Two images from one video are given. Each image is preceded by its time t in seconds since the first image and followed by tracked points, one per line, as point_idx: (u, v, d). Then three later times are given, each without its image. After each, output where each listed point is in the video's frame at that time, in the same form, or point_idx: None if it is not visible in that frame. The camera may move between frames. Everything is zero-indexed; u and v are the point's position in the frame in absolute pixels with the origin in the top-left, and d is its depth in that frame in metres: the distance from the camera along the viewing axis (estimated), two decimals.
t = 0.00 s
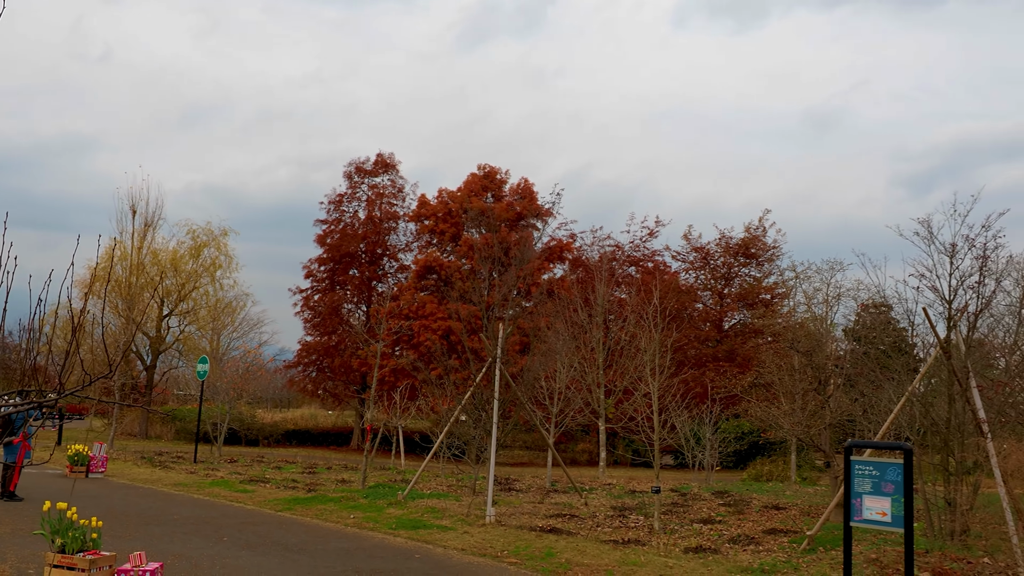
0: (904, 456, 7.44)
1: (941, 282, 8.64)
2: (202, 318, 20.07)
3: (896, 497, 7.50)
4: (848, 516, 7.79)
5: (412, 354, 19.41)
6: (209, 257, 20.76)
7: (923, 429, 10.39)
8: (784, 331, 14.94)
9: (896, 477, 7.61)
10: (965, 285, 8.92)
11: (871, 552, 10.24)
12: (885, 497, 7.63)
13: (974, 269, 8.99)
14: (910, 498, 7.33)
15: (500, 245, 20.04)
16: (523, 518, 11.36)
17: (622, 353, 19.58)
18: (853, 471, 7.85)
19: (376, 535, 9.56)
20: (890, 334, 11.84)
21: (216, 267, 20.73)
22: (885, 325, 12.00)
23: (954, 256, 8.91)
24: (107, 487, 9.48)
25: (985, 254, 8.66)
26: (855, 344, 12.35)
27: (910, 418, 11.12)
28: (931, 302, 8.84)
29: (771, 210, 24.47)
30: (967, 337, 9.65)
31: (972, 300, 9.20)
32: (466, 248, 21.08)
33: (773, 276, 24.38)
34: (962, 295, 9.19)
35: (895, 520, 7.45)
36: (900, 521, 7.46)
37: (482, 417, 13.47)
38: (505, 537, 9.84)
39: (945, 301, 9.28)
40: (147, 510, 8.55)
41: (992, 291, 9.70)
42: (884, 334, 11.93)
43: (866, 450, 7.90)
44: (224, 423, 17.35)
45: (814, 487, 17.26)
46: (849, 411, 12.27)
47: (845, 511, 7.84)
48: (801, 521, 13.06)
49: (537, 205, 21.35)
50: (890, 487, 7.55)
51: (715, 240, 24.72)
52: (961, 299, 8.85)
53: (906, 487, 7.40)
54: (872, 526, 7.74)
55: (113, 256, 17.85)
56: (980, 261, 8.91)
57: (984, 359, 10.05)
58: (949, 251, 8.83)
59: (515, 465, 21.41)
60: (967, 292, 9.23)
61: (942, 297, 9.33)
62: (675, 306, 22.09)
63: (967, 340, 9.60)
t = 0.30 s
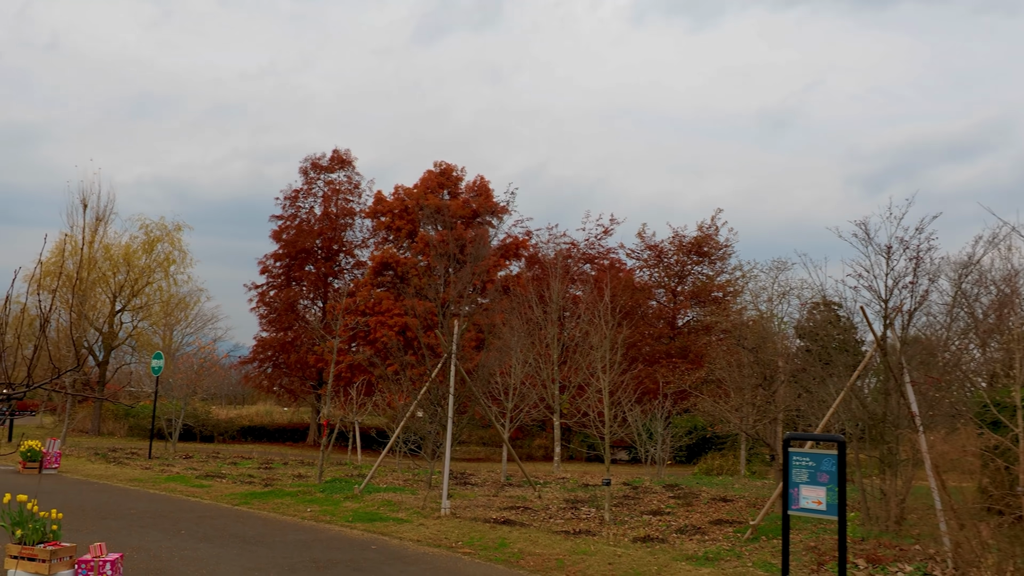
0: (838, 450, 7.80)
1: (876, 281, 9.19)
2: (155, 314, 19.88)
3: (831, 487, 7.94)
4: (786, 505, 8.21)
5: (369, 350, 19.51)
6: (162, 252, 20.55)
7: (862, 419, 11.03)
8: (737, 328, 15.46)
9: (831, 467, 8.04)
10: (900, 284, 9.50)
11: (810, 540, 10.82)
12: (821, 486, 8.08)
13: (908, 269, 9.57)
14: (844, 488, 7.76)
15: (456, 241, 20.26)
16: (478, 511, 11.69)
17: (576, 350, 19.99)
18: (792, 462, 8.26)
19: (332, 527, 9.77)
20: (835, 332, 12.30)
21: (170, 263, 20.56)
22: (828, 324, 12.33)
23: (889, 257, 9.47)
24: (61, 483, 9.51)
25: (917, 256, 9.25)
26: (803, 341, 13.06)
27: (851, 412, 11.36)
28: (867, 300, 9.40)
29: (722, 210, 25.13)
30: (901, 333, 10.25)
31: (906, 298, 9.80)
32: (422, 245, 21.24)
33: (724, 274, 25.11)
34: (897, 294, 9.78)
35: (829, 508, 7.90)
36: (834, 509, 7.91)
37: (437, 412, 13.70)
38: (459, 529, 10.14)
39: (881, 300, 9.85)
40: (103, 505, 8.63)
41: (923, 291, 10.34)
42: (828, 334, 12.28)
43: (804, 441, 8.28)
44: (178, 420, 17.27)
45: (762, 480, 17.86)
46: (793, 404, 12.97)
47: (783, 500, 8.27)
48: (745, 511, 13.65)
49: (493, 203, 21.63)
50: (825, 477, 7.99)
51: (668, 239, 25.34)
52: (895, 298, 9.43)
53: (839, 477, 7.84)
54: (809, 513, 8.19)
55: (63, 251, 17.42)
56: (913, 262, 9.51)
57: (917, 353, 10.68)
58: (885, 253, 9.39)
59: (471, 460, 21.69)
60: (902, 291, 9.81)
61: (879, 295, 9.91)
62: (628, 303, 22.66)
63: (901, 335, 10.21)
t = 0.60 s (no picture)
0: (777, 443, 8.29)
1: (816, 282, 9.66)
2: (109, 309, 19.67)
3: (771, 478, 8.41)
4: (728, 495, 8.67)
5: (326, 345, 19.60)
6: (116, 247, 20.31)
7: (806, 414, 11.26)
8: (692, 326, 16.03)
9: (771, 459, 8.53)
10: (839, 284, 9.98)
11: (754, 528, 10.97)
12: (761, 478, 8.54)
13: (847, 270, 10.05)
14: (782, 479, 8.24)
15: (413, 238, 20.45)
16: (434, 504, 11.98)
17: (532, 346, 20.36)
18: (735, 454, 8.74)
19: (290, 520, 9.97)
20: (787, 327, 12.48)
21: (124, 257, 20.34)
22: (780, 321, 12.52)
23: (830, 259, 9.95)
24: (16, 479, 9.56)
25: (855, 258, 9.73)
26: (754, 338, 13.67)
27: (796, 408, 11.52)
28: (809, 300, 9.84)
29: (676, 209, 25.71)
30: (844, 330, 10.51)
31: (848, 297, 10.15)
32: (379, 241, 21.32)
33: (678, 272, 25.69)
34: (838, 293, 10.20)
35: (769, 498, 8.38)
36: (773, 499, 8.38)
37: (394, 407, 13.97)
38: (415, 521, 10.42)
39: (823, 301, 10.31)
40: (59, 500, 8.70)
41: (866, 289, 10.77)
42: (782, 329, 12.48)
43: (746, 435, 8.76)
44: (133, 415, 17.16)
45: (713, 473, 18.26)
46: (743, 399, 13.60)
47: (726, 490, 8.72)
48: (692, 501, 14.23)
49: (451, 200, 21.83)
50: (766, 468, 8.46)
51: (624, 236, 25.82)
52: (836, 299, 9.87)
53: (778, 469, 8.31)
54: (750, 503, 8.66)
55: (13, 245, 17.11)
56: (851, 264, 10.01)
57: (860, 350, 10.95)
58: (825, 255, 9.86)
59: (428, 454, 21.93)
60: (842, 290, 10.26)
61: (821, 295, 10.35)
62: (583, 300, 23.16)
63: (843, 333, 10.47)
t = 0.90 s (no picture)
0: (728, 435, 8.13)
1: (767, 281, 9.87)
2: (70, 304, 19.59)
3: (723, 469, 8.20)
4: (681, 487, 8.42)
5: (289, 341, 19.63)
6: (77, 242, 20.22)
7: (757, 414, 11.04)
8: (652, 323, 16.55)
9: (722, 451, 8.32)
10: (790, 284, 10.19)
11: (708, 519, 10.22)
12: (713, 469, 8.33)
13: (798, 270, 10.25)
14: (733, 470, 8.05)
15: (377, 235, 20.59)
16: (397, 497, 12.15)
17: (495, 342, 20.64)
18: (687, 446, 8.50)
19: (254, 513, 10.01)
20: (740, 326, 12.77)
21: (85, 253, 20.28)
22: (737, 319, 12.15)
23: (781, 259, 10.16)
24: None
25: (805, 257, 9.94)
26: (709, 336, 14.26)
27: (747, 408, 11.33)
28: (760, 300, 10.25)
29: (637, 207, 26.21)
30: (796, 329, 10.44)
31: (799, 295, 10.23)
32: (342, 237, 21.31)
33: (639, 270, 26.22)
34: (790, 292, 10.32)
35: (720, 489, 8.18)
36: (725, 490, 8.17)
37: (357, 402, 14.16)
38: (378, 514, 10.45)
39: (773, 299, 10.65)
40: (23, 495, 8.82)
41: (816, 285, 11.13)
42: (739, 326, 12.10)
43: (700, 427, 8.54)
44: (95, 411, 17.07)
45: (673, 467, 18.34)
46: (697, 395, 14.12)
47: (679, 482, 8.47)
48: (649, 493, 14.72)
49: (416, 198, 22.03)
50: (717, 460, 8.26)
51: (586, 234, 26.27)
52: (787, 299, 10.14)
53: (729, 461, 8.11)
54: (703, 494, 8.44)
55: None
56: (801, 264, 10.22)
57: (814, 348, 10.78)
58: (776, 254, 10.07)
59: (391, 449, 22.11)
60: (794, 289, 10.39)
61: (773, 293, 10.52)
62: (545, 297, 23.53)
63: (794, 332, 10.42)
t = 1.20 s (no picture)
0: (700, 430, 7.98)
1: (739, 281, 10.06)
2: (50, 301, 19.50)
3: (695, 464, 8.05)
4: (654, 481, 8.27)
5: (270, 337, 19.71)
6: (57, 238, 20.04)
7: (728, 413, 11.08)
8: (629, 321, 16.88)
9: (695, 446, 8.17)
10: (762, 283, 10.39)
11: (683, 513, 9.60)
12: (686, 464, 8.18)
13: (769, 270, 10.44)
14: (705, 465, 7.90)
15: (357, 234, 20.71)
16: (377, 491, 12.17)
17: (474, 339, 20.79)
18: (659, 442, 8.32)
19: (236, 507, 10.02)
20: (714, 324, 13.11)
21: (65, 249, 20.23)
22: (711, 318, 12.17)
23: (753, 260, 10.39)
24: None
25: (776, 258, 10.17)
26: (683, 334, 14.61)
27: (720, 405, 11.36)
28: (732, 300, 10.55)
29: (616, 206, 26.48)
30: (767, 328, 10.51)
31: (771, 295, 10.39)
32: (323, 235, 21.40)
33: (618, 268, 26.54)
34: (762, 292, 10.48)
35: (693, 483, 8.03)
36: (697, 484, 8.03)
37: (338, 398, 14.28)
38: (359, 508, 10.29)
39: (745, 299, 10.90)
40: (8, 491, 8.98)
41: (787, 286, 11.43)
42: (716, 323, 12.10)
43: (673, 422, 8.35)
44: (76, 407, 17.15)
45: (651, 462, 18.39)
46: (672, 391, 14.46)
47: (653, 477, 8.32)
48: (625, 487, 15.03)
49: (396, 196, 22.15)
50: (690, 455, 8.09)
51: (565, 232, 26.55)
52: (760, 299, 10.34)
53: (702, 456, 7.96)
54: (674, 490, 8.26)
55: None
56: (772, 265, 10.42)
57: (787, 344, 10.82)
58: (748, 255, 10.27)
59: (370, 445, 22.24)
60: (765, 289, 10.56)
61: (744, 293, 10.76)
62: (524, 294, 23.76)
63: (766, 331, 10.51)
